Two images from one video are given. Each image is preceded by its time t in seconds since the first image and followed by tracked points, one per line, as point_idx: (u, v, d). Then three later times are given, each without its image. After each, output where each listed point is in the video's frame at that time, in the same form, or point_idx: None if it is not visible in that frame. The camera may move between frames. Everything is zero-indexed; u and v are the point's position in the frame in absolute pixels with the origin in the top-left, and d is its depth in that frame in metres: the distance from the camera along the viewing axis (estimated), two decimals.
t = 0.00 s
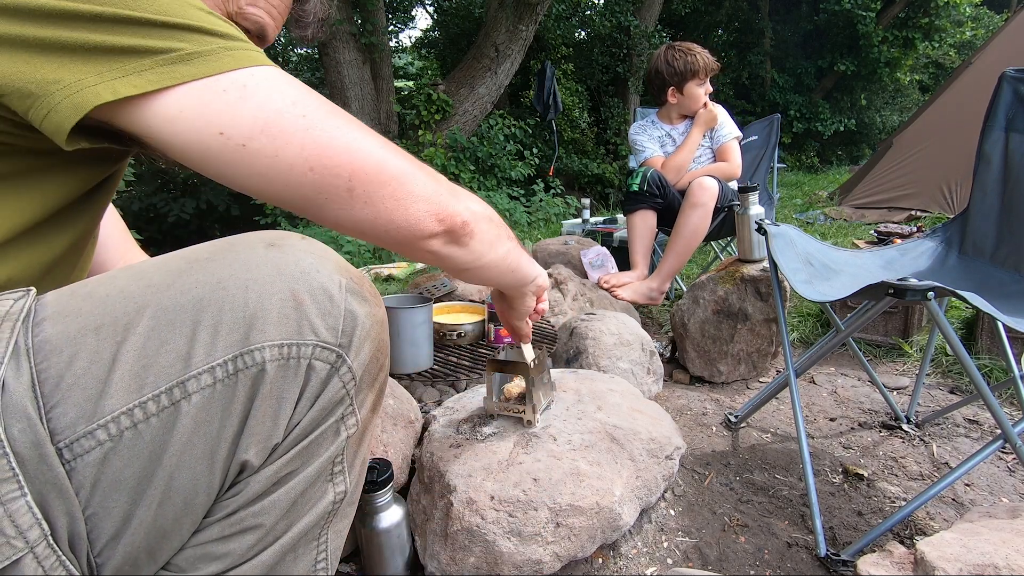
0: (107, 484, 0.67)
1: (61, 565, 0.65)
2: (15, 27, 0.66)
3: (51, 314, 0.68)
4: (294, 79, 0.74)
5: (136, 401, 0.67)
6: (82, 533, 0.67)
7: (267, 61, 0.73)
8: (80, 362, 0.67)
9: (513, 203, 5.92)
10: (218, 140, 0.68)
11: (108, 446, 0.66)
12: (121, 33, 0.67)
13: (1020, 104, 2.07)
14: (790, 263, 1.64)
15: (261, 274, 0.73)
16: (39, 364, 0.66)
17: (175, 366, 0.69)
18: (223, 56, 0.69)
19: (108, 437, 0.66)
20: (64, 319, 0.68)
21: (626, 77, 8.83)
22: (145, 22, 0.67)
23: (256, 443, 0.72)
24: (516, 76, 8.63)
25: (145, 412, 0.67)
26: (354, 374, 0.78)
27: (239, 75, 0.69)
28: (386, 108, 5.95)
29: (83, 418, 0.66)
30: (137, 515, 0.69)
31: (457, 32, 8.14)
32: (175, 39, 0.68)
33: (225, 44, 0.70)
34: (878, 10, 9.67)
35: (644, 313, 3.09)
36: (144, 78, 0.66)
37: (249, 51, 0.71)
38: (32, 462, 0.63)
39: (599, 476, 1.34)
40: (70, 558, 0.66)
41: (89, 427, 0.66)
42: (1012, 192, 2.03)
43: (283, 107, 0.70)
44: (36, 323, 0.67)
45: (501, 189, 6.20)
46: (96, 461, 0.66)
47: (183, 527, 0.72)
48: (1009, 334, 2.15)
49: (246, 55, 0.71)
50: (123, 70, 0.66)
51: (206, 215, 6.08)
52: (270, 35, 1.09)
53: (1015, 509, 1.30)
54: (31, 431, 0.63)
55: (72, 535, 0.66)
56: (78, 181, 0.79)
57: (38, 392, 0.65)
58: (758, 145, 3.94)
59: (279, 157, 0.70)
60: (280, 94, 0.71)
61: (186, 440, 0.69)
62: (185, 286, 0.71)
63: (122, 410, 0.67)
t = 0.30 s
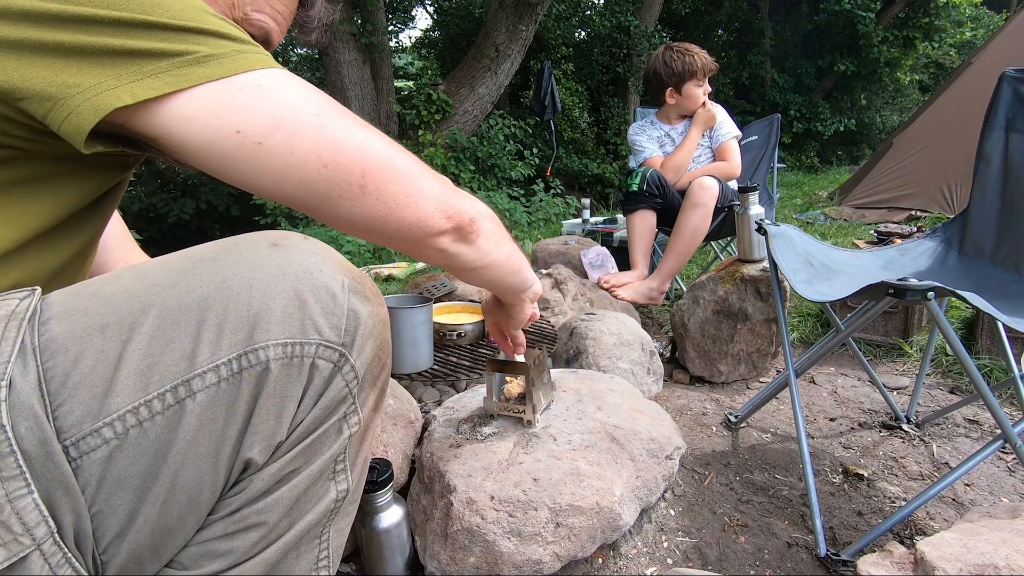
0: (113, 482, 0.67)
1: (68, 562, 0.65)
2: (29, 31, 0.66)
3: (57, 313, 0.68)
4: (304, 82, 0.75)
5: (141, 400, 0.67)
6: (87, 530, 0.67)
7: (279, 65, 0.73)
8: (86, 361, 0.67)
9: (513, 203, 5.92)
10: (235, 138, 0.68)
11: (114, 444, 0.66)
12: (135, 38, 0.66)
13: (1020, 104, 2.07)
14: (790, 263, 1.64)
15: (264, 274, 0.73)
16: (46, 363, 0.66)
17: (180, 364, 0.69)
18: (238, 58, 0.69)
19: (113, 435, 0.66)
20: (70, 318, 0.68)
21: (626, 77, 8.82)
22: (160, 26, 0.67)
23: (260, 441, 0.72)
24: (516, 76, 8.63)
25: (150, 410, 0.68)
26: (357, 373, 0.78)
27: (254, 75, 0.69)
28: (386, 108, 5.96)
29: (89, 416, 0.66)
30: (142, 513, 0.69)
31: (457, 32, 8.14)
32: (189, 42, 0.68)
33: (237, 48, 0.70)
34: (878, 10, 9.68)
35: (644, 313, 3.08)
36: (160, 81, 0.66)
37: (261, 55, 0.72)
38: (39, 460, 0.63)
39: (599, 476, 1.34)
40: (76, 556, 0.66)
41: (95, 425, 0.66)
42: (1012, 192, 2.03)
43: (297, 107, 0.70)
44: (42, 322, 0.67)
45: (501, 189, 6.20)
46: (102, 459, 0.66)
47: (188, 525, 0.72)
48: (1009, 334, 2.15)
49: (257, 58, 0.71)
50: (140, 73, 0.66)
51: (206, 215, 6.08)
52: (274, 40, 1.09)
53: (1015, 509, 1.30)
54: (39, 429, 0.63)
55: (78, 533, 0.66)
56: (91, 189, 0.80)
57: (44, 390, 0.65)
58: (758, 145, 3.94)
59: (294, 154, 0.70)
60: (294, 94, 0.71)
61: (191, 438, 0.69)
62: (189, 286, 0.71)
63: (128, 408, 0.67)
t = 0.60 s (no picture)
0: (115, 479, 0.67)
1: (69, 560, 0.65)
2: (29, 37, 0.66)
3: (58, 312, 0.68)
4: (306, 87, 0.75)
5: (142, 398, 0.67)
6: (88, 528, 0.67)
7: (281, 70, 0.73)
8: (87, 359, 0.67)
9: (513, 203, 5.92)
10: (234, 141, 0.68)
11: (115, 442, 0.67)
12: (136, 45, 0.66)
13: (1020, 104, 2.07)
14: (790, 263, 1.64)
15: (265, 273, 0.73)
16: (47, 361, 0.66)
17: (180, 363, 0.69)
18: (241, 64, 0.69)
19: (114, 433, 0.66)
20: (71, 317, 0.68)
21: (626, 77, 8.82)
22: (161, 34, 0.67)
23: (260, 439, 0.72)
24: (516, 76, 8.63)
25: (151, 408, 0.68)
26: (357, 372, 0.78)
27: (256, 81, 0.69)
28: (387, 108, 5.96)
29: (90, 415, 0.66)
30: (143, 511, 0.69)
31: (457, 32, 8.14)
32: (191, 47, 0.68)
33: (240, 53, 0.70)
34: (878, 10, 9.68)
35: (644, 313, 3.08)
36: (160, 87, 0.66)
37: (263, 60, 0.72)
38: (40, 458, 0.63)
39: (599, 476, 1.34)
40: (77, 554, 0.66)
41: (96, 423, 0.66)
42: (1012, 192, 2.03)
43: (299, 113, 0.70)
44: (43, 321, 0.67)
45: (501, 189, 6.20)
46: (103, 457, 0.66)
47: (188, 523, 0.72)
48: (1009, 334, 2.15)
49: (256, 63, 0.71)
50: (141, 78, 0.66)
51: (206, 215, 6.08)
52: (277, 42, 1.09)
53: (1015, 509, 1.30)
54: (40, 427, 0.63)
55: (79, 530, 0.66)
56: (93, 194, 0.80)
57: (46, 388, 0.65)
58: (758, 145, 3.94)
59: (294, 159, 0.70)
60: (296, 100, 0.71)
61: (192, 436, 0.69)
62: (190, 285, 0.71)
63: (129, 406, 0.67)
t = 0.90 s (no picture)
0: (117, 480, 0.68)
1: (72, 560, 0.66)
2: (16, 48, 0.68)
3: (60, 312, 0.69)
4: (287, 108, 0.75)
5: (145, 398, 0.67)
6: (91, 528, 0.67)
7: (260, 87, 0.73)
8: (90, 360, 0.67)
9: (513, 203, 5.92)
10: (201, 156, 0.68)
11: (118, 442, 0.67)
12: (113, 60, 0.67)
13: (1020, 104, 2.07)
14: (789, 263, 1.64)
15: (266, 272, 0.72)
16: (50, 361, 0.66)
17: (183, 363, 0.69)
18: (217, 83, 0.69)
19: (117, 434, 0.67)
20: (73, 317, 0.68)
21: (626, 77, 8.82)
22: (139, 49, 0.68)
23: (262, 440, 0.72)
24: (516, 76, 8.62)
25: (154, 408, 0.68)
26: (359, 372, 0.78)
27: (231, 102, 0.69)
28: (386, 108, 5.96)
29: (93, 415, 0.66)
30: (145, 512, 0.69)
31: (457, 32, 8.14)
32: (170, 63, 0.68)
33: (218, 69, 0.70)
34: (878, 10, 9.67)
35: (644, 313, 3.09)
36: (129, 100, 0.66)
37: (242, 77, 0.72)
38: (43, 458, 0.64)
39: (599, 476, 1.34)
40: (81, 553, 0.67)
41: (99, 424, 0.66)
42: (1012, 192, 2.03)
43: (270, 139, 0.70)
44: (46, 321, 0.68)
45: (501, 189, 6.21)
46: (106, 457, 0.67)
47: (190, 523, 0.72)
48: (1009, 334, 2.15)
49: (232, 78, 0.71)
50: (114, 91, 0.66)
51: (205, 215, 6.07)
52: (276, 40, 1.09)
53: (1015, 509, 1.30)
54: (43, 427, 0.64)
55: (81, 530, 0.67)
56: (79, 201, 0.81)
57: (48, 388, 0.65)
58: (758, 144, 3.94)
59: (263, 181, 0.70)
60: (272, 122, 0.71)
61: (194, 436, 0.69)
62: (192, 285, 0.71)
63: (132, 406, 0.67)
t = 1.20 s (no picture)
0: (101, 485, 0.67)
1: (53, 566, 0.65)
2: None
3: (44, 314, 0.70)
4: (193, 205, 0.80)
5: (129, 402, 0.67)
6: (75, 535, 0.67)
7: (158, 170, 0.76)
8: (73, 362, 0.68)
9: (513, 203, 5.92)
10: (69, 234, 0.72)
11: (101, 447, 0.66)
12: (32, 111, 0.72)
13: (1020, 104, 2.07)
14: (789, 263, 1.64)
15: (258, 274, 0.72)
16: (33, 365, 0.67)
17: (169, 366, 0.68)
18: (104, 157, 0.73)
19: (100, 439, 0.66)
20: (58, 320, 0.69)
21: (626, 77, 8.82)
22: (57, 108, 0.73)
23: (250, 445, 0.70)
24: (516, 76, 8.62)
25: (139, 413, 0.67)
26: (352, 375, 0.74)
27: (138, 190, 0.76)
28: (386, 108, 5.96)
29: (75, 419, 0.66)
30: (130, 518, 0.68)
31: (457, 32, 8.14)
32: (85, 130, 0.73)
33: (110, 144, 0.73)
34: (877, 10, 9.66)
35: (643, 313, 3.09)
36: (29, 155, 0.70)
37: (138, 152, 0.74)
38: (23, 463, 0.64)
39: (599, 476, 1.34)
40: (62, 560, 0.66)
41: (81, 429, 0.66)
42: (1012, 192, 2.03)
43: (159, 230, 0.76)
44: (31, 324, 0.69)
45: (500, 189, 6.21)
46: (89, 462, 0.66)
47: (178, 530, 0.70)
48: (1009, 334, 2.15)
49: (142, 157, 0.75)
50: (11, 137, 0.71)
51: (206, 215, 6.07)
52: (274, 20, 1.07)
53: (1015, 509, 1.30)
54: (23, 431, 0.64)
55: (64, 538, 0.67)
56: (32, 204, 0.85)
57: (30, 392, 0.66)
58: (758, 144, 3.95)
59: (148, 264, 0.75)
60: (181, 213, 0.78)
61: (179, 441, 0.68)
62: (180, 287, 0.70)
63: (115, 410, 0.67)
